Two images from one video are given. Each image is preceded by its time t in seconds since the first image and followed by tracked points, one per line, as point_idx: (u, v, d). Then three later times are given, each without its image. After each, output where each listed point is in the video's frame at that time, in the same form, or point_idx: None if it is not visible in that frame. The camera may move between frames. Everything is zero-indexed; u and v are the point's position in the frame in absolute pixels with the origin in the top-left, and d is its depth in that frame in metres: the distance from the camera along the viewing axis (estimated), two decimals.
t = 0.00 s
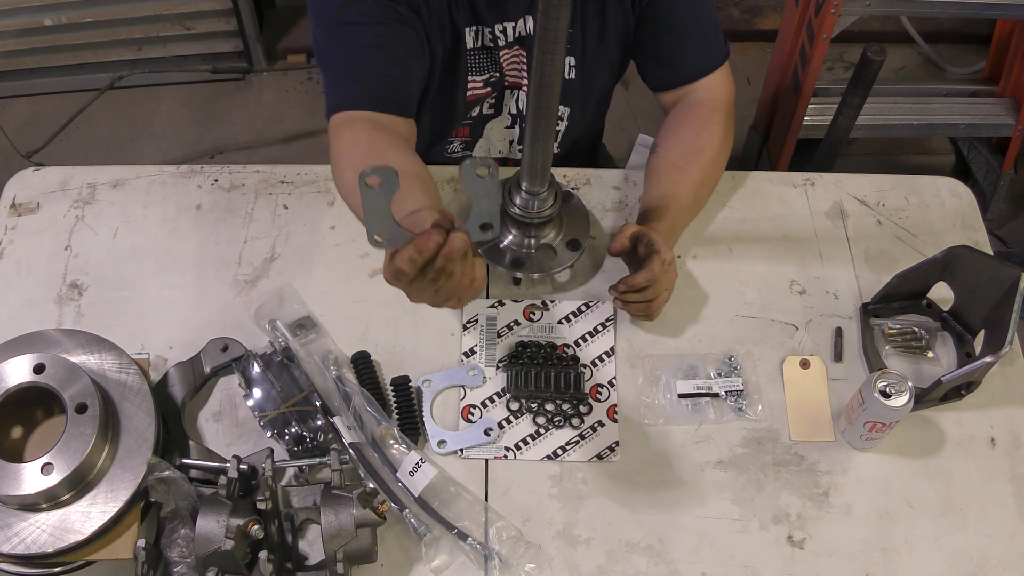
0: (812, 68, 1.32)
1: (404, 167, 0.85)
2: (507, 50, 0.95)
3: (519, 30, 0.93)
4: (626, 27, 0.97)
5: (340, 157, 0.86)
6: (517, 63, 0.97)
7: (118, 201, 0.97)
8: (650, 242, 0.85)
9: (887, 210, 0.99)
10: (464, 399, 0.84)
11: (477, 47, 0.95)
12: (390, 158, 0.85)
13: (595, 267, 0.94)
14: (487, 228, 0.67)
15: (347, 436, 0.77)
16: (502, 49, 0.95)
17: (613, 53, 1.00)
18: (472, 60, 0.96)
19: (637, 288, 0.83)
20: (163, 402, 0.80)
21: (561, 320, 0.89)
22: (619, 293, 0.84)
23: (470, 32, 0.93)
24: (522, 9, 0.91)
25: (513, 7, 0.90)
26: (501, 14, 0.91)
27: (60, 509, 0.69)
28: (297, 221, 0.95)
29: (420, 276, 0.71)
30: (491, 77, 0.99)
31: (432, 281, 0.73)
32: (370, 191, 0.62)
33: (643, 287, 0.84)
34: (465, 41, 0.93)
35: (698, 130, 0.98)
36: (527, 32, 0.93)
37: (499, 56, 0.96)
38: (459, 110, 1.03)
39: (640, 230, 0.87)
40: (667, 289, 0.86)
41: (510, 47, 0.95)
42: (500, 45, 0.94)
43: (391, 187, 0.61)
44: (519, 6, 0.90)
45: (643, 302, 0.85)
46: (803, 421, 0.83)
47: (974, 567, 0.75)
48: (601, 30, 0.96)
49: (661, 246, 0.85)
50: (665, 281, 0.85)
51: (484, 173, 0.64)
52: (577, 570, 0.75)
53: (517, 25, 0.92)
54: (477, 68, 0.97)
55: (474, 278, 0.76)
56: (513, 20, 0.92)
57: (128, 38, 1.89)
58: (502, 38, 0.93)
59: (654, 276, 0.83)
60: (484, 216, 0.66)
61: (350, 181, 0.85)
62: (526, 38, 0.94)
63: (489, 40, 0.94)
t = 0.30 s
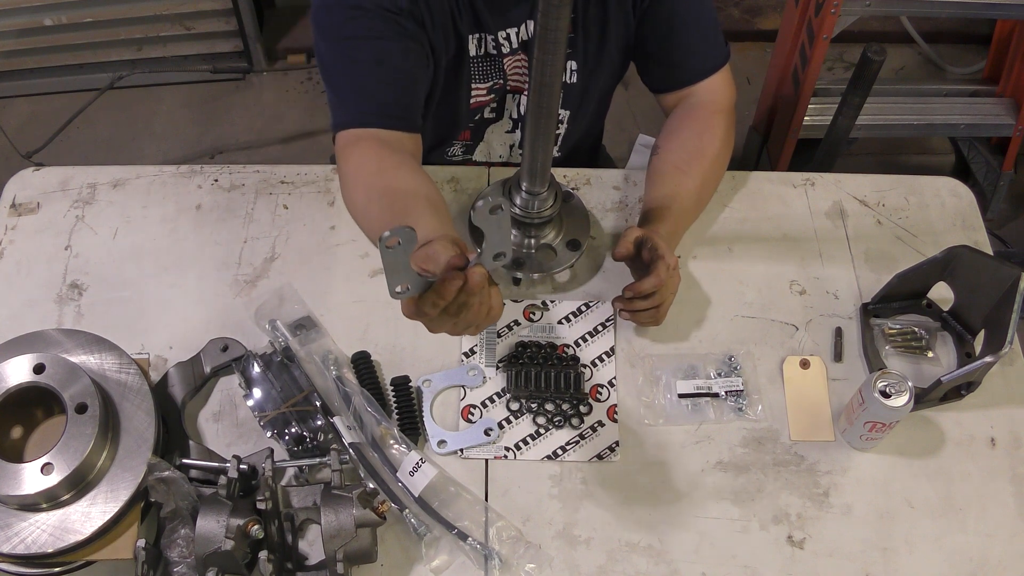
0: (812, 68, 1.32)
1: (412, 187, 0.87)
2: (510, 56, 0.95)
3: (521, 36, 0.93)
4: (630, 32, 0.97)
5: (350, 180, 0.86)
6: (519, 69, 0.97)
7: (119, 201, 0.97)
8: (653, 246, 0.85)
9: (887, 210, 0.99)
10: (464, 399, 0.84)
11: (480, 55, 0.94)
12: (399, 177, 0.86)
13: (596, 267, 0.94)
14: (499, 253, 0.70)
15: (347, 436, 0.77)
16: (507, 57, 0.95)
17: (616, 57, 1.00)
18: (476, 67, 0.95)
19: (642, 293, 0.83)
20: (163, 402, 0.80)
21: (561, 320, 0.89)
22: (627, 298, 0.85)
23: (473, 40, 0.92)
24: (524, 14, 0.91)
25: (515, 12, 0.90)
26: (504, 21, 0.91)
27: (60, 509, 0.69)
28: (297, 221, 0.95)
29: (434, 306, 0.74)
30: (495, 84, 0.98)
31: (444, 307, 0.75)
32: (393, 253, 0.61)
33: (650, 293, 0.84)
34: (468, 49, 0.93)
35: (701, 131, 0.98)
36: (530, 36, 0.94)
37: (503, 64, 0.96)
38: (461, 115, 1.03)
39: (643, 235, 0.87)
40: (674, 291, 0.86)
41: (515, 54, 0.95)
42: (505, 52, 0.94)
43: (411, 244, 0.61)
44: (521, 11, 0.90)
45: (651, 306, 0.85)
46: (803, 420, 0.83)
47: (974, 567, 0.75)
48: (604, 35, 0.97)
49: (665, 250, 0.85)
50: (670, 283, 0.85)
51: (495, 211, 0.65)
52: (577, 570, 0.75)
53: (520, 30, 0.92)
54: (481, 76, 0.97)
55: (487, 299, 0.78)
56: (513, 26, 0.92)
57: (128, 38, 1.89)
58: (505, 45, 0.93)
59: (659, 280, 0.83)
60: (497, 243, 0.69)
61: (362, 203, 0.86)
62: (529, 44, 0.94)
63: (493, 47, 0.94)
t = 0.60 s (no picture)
0: (812, 68, 1.32)
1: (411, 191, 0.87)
2: (511, 58, 0.95)
3: (522, 37, 0.94)
4: (631, 34, 0.97)
5: (347, 182, 0.86)
6: (520, 71, 0.98)
7: (119, 201, 0.97)
8: (650, 249, 0.86)
9: (888, 210, 0.99)
10: (464, 399, 0.84)
11: (481, 58, 0.94)
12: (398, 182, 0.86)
13: (596, 267, 0.94)
14: (490, 263, 0.70)
15: (347, 436, 0.77)
16: (508, 58, 0.95)
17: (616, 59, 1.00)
18: (477, 70, 0.95)
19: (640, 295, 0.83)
20: (163, 402, 0.80)
21: (561, 320, 0.89)
22: (625, 301, 0.85)
23: (473, 43, 0.92)
24: (524, 15, 0.91)
25: (516, 14, 0.91)
26: (505, 22, 0.91)
27: (60, 509, 0.69)
28: (297, 221, 0.95)
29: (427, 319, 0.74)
30: (496, 86, 0.98)
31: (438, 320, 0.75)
32: (386, 277, 0.62)
33: (648, 295, 0.84)
34: (468, 51, 0.93)
35: (702, 132, 0.98)
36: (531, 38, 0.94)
37: (504, 65, 0.96)
38: (462, 116, 1.02)
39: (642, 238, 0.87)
40: (672, 292, 0.86)
41: (516, 56, 0.95)
42: (506, 53, 0.94)
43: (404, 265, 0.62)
44: (522, 12, 0.91)
45: (649, 308, 0.85)
46: (803, 420, 0.83)
47: (974, 567, 0.75)
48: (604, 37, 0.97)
49: (665, 254, 0.85)
50: (668, 286, 0.85)
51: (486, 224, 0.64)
52: (577, 570, 0.75)
53: (520, 31, 0.93)
54: (482, 78, 0.97)
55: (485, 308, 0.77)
56: (515, 28, 0.93)
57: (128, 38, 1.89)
58: (506, 47, 0.94)
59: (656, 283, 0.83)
60: (488, 257, 0.69)
61: (360, 205, 0.86)
62: (530, 46, 0.95)
63: (494, 49, 0.94)
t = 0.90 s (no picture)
0: (812, 68, 1.32)
1: (403, 184, 0.86)
2: (510, 56, 0.95)
3: (521, 36, 0.93)
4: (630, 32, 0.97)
5: (340, 178, 0.86)
6: (519, 70, 0.97)
7: (118, 201, 0.97)
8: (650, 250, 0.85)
9: (887, 210, 0.99)
10: (464, 399, 0.84)
11: (479, 55, 0.94)
12: (388, 174, 0.86)
13: (596, 268, 0.94)
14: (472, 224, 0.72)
15: (347, 436, 0.77)
16: (506, 56, 0.95)
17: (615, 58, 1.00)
18: (475, 67, 0.95)
19: (637, 297, 0.84)
20: (163, 402, 0.80)
21: (561, 320, 0.89)
22: (623, 301, 0.85)
23: (472, 41, 0.93)
24: (522, 14, 0.91)
25: (514, 12, 0.91)
26: (503, 20, 0.91)
27: (60, 509, 0.69)
28: (297, 221, 0.95)
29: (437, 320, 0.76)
30: (495, 84, 0.98)
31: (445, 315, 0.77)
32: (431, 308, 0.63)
33: (646, 296, 0.84)
34: (467, 49, 0.93)
35: (702, 132, 0.98)
36: (529, 36, 0.94)
37: (503, 64, 0.96)
38: (462, 114, 1.02)
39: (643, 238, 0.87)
40: (671, 293, 0.86)
41: (514, 53, 0.95)
42: (504, 51, 0.94)
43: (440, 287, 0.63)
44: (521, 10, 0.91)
45: (646, 310, 0.85)
46: (804, 420, 0.83)
47: (974, 567, 0.75)
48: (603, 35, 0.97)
49: (664, 254, 0.84)
50: (667, 288, 0.85)
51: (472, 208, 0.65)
52: (577, 570, 0.74)
53: (519, 30, 0.93)
54: (480, 76, 0.97)
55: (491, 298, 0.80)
56: (513, 26, 0.93)
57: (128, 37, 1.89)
58: (505, 45, 0.94)
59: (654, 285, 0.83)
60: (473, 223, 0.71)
61: (352, 200, 0.86)
62: (529, 44, 0.95)
63: (492, 47, 0.94)
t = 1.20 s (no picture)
0: (812, 68, 1.32)
1: (401, 175, 0.86)
2: (511, 56, 0.95)
3: (521, 35, 0.93)
4: (631, 32, 0.97)
5: (339, 170, 0.86)
6: (519, 69, 0.97)
7: (119, 201, 0.97)
8: (650, 250, 0.85)
9: (888, 210, 0.99)
10: (464, 399, 0.84)
11: (479, 54, 0.94)
12: (386, 167, 0.85)
13: (596, 268, 0.94)
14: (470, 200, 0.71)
15: (347, 436, 0.77)
16: (507, 56, 0.95)
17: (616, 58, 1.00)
18: (475, 66, 0.95)
19: (637, 296, 0.84)
20: (163, 402, 0.80)
21: (561, 320, 0.89)
22: (623, 302, 0.85)
23: (472, 40, 0.93)
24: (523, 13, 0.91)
25: (515, 11, 0.91)
26: (504, 19, 0.91)
27: (60, 509, 0.69)
28: (297, 221, 0.95)
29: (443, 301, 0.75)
30: (495, 83, 0.98)
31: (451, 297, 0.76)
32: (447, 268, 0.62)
33: (645, 296, 0.84)
34: (467, 48, 0.93)
35: (702, 132, 0.98)
36: (530, 35, 0.94)
37: (503, 63, 0.96)
38: (462, 114, 1.02)
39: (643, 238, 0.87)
40: (671, 292, 0.86)
41: (515, 53, 0.95)
42: (505, 50, 0.94)
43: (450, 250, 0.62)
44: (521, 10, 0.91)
45: (646, 309, 0.85)
46: (803, 420, 0.83)
47: (974, 567, 0.75)
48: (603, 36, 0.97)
49: (664, 254, 0.85)
50: (667, 288, 0.85)
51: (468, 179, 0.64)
52: (577, 570, 0.74)
53: (520, 29, 0.93)
54: (481, 75, 0.96)
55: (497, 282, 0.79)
56: (513, 25, 0.93)
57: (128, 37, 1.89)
58: (506, 45, 0.94)
59: (654, 284, 0.83)
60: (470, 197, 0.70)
61: (351, 190, 0.86)
62: (529, 44, 0.95)
63: (492, 46, 0.94)
